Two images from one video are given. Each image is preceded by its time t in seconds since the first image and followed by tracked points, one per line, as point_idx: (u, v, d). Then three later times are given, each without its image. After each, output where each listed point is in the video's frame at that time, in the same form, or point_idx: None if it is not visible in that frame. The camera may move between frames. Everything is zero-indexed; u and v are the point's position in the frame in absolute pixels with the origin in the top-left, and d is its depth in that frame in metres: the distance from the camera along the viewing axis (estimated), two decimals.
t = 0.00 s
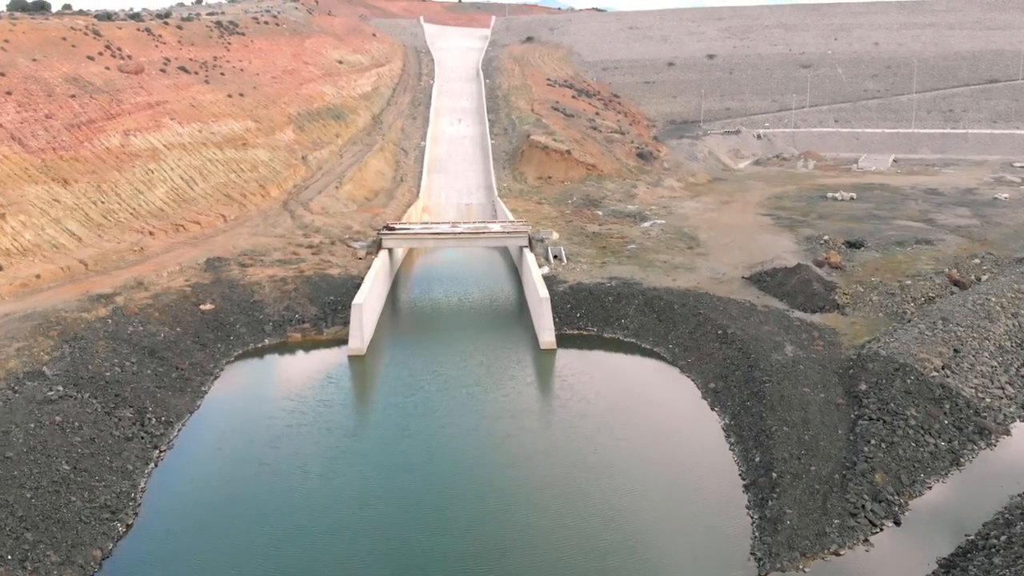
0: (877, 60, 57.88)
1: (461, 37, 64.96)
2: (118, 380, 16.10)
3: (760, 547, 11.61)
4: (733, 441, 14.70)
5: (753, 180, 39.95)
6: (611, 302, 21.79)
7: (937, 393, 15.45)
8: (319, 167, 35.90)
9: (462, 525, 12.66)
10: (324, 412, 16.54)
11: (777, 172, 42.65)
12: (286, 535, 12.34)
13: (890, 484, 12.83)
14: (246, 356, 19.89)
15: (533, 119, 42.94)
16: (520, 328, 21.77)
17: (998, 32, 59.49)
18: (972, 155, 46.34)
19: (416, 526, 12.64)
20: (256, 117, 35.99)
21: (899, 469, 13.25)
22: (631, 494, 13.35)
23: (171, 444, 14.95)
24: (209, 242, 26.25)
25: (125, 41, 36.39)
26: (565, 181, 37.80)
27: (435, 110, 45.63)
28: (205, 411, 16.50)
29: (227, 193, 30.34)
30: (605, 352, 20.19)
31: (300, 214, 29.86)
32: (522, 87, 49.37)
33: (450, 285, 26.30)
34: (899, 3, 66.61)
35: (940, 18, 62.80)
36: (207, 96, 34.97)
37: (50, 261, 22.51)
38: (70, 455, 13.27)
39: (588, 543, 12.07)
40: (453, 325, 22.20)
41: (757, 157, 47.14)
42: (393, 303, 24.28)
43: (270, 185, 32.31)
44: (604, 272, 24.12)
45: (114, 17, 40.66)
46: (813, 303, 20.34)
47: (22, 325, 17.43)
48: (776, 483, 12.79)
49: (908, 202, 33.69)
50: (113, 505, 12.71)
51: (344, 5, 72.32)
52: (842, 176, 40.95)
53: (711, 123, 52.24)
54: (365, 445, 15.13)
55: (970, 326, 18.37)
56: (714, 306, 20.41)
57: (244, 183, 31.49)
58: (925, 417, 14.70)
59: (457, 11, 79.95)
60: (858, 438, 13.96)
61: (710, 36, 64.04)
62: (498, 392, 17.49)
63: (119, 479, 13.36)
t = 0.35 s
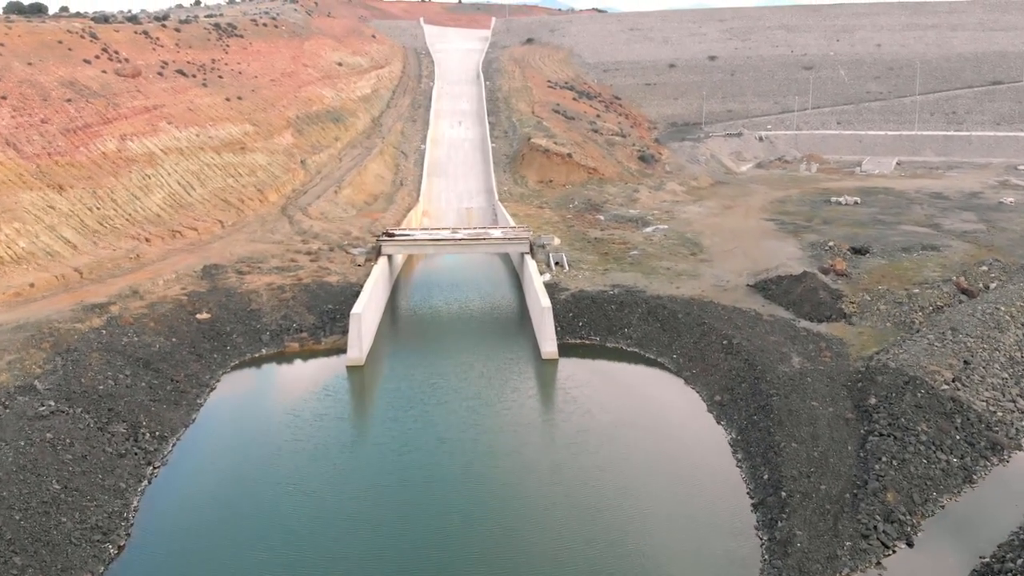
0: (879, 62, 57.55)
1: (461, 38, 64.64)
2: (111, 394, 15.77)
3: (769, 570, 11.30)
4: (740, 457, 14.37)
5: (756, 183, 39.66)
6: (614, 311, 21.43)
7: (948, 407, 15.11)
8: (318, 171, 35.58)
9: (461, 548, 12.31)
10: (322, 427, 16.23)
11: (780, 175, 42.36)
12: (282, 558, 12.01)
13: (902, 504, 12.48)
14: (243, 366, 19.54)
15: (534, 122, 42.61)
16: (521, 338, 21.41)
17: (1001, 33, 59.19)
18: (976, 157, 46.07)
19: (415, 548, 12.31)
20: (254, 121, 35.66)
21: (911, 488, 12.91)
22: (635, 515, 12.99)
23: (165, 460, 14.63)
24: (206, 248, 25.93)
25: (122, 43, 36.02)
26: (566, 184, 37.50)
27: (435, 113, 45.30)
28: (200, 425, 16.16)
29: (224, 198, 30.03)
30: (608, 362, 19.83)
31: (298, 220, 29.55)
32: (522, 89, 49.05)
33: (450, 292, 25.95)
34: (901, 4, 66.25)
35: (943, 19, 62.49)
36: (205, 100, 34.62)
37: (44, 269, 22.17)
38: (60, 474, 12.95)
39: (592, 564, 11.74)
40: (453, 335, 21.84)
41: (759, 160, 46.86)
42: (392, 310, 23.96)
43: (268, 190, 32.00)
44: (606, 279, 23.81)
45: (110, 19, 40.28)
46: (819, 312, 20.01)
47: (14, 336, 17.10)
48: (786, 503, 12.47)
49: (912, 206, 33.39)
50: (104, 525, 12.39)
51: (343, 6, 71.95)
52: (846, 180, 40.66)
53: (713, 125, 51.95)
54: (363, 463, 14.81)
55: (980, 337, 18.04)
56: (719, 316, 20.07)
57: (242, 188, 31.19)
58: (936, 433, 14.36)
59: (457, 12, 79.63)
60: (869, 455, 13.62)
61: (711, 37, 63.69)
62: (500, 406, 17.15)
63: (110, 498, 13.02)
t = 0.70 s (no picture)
0: (882, 64, 57.19)
1: (461, 40, 64.28)
2: (104, 408, 15.42)
3: None
4: (748, 474, 14.03)
5: (758, 187, 39.31)
6: (617, 320, 21.06)
7: (960, 422, 14.76)
8: (317, 175, 35.25)
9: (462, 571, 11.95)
10: (321, 442, 15.89)
11: (782, 179, 42.02)
12: None
13: (915, 525, 12.14)
14: (239, 377, 19.18)
15: (534, 124, 42.26)
16: (523, 347, 21.06)
17: (1004, 35, 58.85)
18: (980, 160, 45.73)
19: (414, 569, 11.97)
20: (252, 124, 35.30)
21: (924, 507, 12.57)
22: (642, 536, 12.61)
23: (158, 477, 14.27)
24: (203, 256, 25.59)
25: (119, 46, 35.64)
26: (567, 188, 37.17)
27: (435, 115, 44.94)
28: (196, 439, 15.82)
29: (222, 203, 29.71)
30: (611, 373, 19.47)
31: (297, 225, 29.21)
32: (523, 91, 48.71)
33: (450, 298, 25.60)
34: (902, 6, 65.89)
35: (945, 21, 62.13)
36: (202, 103, 34.25)
37: (38, 277, 21.83)
38: (49, 493, 12.61)
39: None
40: (454, 344, 21.49)
41: (761, 163, 46.54)
42: (392, 318, 23.62)
43: (267, 195, 31.67)
44: (608, 287, 23.45)
45: (107, 22, 39.89)
46: (826, 322, 19.67)
47: (5, 348, 16.76)
48: (795, 523, 12.14)
49: (917, 211, 33.04)
50: (94, 547, 12.05)
51: (342, 7, 71.55)
52: (849, 183, 40.31)
53: (715, 128, 51.60)
54: (361, 481, 14.42)
55: (991, 348, 17.69)
56: (724, 325, 19.73)
57: (240, 193, 30.86)
58: (948, 449, 14.02)
59: (456, 13, 79.26)
60: (879, 473, 13.32)
61: (712, 39, 63.33)
62: (502, 420, 16.80)
63: (101, 518, 12.67)
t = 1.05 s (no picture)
0: (884, 65, 56.81)
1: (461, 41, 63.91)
2: (97, 424, 15.08)
3: None
4: (756, 492, 13.69)
5: (761, 191, 38.97)
6: (620, 329, 20.70)
7: (973, 438, 14.41)
8: (315, 179, 34.89)
9: None
10: (318, 457, 15.53)
11: (785, 182, 41.67)
12: None
13: (929, 547, 11.79)
14: (236, 389, 18.82)
15: (535, 127, 41.91)
16: (524, 358, 20.68)
17: (1007, 37, 58.47)
18: (984, 163, 45.39)
19: None
20: (250, 128, 34.94)
21: (938, 529, 12.21)
22: (649, 559, 12.24)
23: (151, 495, 13.92)
24: (199, 263, 25.23)
25: (115, 49, 35.25)
26: (568, 192, 36.83)
27: (435, 117, 44.58)
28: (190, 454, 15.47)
29: (218, 208, 29.34)
30: (614, 385, 19.10)
31: (295, 231, 28.87)
32: (523, 93, 48.36)
33: (450, 306, 25.23)
34: (904, 7, 65.53)
35: (947, 22, 61.78)
36: (200, 106, 33.88)
37: (31, 286, 21.47)
38: (37, 515, 12.27)
39: None
40: (453, 354, 21.11)
41: (763, 165, 46.21)
42: (391, 327, 23.27)
43: (264, 200, 31.32)
44: (611, 295, 23.10)
45: (104, 24, 39.50)
46: (833, 332, 19.32)
47: None
48: (806, 545, 11.79)
49: (922, 216, 32.69)
50: (83, 569, 11.70)
51: (341, 8, 71.18)
52: (852, 187, 39.96)
53: (717, 130, 51.25)
54: (360, 498, 14.05)
55: (1002, 360, 17.34)
56: (729, 335, 19.37)
57: (238, 198, 30.50)
58: (961, 467, 13.67)
59: (456, 14, 78.87)
60: (891, 493, 12.98)
61: (714, 40, 62.96)
62: (503, 435, 16.42)
63: (90, 539, 12.32)
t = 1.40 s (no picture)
0: (886, 67, 56.44)
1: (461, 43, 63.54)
2: (88, 440, 14.73)
3: None
4: (765, 511, 13.32)
5: (764, 195, 38.62)
6: (623, 339, 20.33)
7: (986, 455, 14.04)
8: (314, 183, 34.52)
9: None
10: (316, 473, 15.17)
11: (787, 185, 41.32)
12: None
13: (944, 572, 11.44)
14: (232, 402, 18.46)
15: (536, 130, 41.55)
16: (526, 368, 20.30)
17: (1009, 38, 58.11)
18: (988, 166, 45.04)
19: None
20: (248, 132, 34.57)
21: (952, 552, 11.85)
22: None
23: (144, 514, 13.54)
24: (196, 270, 24.88)
25: (111, 52, 34.86)
26: (569, 196, 36.48)
27: (434, 120, 44.20)
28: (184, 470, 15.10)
29: (215, 214, 28.97)
30: (618, 396, 18.74)
31: (292, 236, 28.51)
32: (524, 95, 48.00)
33: (451, 314, 24.86)
34: (906, 8, 65.16)
35: (949, 23, 61.42)
36: (197, 110, 33.51)
37: (24, 295, 21.10)
38: (24, 537, 11.91)
39: None
40: (454, 364, 20.73)
41: (765, 168, 45.86)
42: (391, 336, 22.90)
43: (262, 205, 30.96)
44: (613, 303, 22.74)
45: (100, 27, 39.12)
46: (840, 342, 18.95)
47: None
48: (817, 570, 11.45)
49: (927, 220, 32.33)
50: None
51: (340, 9, 70.77)
52: (855, 191, 39.60)
53: (718, 132, 50.90)
54: (358, 517, 13.66)
55: (1013, 373, 16.98)
56: (735, 346, 19.01)
57: (235, 203, 30.14)
58: (975, 485, 13.31)
59: (456, 15, 78.48)
60: (904, 514, 12.63)
61: (715, 41, 62.59)
62: (504, 449, 16.04)
63: (79, 562, 11.95)
